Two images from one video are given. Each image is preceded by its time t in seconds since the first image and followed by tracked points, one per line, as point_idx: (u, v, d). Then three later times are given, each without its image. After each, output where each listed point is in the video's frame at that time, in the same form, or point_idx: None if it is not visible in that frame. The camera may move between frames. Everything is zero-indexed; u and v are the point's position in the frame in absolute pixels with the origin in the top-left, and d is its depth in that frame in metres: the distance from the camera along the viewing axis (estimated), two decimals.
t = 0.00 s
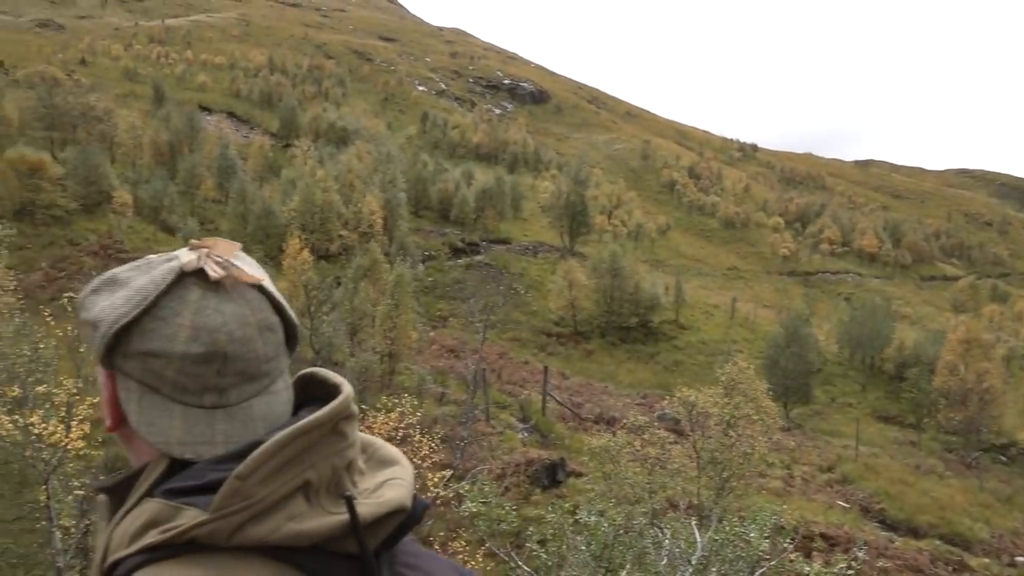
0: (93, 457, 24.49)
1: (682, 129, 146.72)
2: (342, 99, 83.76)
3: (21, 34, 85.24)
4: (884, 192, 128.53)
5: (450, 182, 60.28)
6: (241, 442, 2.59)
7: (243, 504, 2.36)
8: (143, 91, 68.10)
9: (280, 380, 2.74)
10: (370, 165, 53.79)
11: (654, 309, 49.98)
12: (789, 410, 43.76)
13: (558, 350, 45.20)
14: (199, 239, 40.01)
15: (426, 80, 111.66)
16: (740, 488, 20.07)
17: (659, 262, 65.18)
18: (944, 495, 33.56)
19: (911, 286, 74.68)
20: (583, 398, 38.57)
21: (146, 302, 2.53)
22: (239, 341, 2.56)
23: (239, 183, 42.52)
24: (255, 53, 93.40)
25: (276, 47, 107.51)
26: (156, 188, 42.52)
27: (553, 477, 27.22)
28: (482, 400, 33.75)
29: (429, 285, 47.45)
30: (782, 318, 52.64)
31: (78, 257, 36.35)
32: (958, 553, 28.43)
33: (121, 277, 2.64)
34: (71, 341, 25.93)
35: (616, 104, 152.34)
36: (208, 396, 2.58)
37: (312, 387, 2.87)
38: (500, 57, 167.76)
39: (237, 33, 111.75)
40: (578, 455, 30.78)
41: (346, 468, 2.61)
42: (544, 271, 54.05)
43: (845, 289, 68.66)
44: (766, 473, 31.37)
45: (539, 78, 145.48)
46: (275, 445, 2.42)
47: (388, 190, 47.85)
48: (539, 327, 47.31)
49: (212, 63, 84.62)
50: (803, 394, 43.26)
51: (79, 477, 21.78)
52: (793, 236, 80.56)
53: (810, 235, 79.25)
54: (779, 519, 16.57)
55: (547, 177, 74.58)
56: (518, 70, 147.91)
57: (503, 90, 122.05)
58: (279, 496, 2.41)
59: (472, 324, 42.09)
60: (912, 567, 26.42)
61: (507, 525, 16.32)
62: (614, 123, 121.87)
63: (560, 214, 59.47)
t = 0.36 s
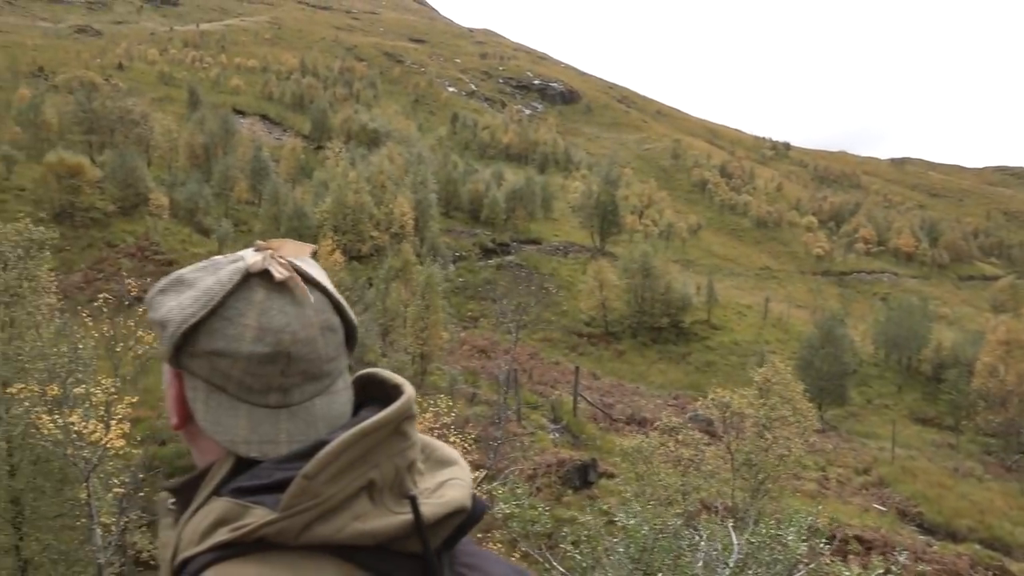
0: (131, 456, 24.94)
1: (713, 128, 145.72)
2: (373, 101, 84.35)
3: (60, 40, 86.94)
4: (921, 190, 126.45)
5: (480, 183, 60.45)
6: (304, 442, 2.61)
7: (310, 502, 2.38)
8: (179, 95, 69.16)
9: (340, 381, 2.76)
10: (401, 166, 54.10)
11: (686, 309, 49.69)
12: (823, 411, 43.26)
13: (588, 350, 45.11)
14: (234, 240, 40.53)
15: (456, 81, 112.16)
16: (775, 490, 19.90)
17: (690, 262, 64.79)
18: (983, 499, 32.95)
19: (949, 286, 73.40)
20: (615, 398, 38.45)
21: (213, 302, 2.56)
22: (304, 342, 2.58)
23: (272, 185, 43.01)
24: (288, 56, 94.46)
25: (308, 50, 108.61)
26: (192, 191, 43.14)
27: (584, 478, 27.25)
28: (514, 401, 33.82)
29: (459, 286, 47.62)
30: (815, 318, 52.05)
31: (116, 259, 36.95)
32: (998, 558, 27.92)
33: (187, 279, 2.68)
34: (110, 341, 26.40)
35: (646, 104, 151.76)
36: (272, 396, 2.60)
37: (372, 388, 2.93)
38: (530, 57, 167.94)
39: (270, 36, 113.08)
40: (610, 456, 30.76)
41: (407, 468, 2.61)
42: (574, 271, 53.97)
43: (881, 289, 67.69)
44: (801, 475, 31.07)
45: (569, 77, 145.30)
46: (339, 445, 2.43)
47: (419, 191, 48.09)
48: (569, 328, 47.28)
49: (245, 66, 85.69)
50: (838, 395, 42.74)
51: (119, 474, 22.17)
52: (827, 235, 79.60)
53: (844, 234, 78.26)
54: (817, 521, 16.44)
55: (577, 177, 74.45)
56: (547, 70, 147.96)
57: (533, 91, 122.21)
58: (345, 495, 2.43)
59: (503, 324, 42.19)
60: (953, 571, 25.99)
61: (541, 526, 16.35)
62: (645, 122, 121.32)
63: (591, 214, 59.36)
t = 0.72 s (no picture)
0: (169, 456, 25.37)
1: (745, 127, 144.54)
2: (404, 103, 84.83)
3: (98, 47, 88.63)
4: (958, 188, 124.26)
5: (510, 184, 60.51)
6: (369, 443, 2.62)
7: (376, 505, 2.40)
8: (213, 100, 70.10)
9: (401, 383, 2.76)
10: (432, 168, 54.33)
11: (718, 310, 49.30)
12: (859, 413, 42.69)
13: (619, 352, 44.97)
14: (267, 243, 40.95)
15: (486, 83, 112.54)
16: (811, 494, 19.70)
17: (722, 262, 64.31)
18: None
19: (987, 287, 72.03)
20: (645, 400, 38.25)
21: (278, 306, 2.60)
22: (367, 347, 2.61)
23: (304, 188, 43.40)
24: (319, 60, 95.36)
25: (339, 53, 109.47)
26: (225, 195, 43.66)
27: (616, 480, 27.17)
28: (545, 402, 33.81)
29: (490, 287, 47.73)
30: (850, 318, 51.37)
31: (152, 262, 37.56)
32: None
33: (252, 282, 2.72)
34: (147, 343, 26.87)
35: (676, 104, 150.95)
36: (334, 399, 2.63)
37: (430, 391, 2.95)
38: (559, 58, 167.83)
39: (302, 40, 114.24)
40: (642, 458, 30.66)
41: (468, 472, 2.62)
42: (605, 273, 53.80)
43: (918, 289, 66.63)
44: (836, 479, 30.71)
45: (598, 78, 144.93)
46: (402, 450, 2.44)
47: (449, 193, 48.23)
48: (600, 329, 47.17)
49: (278, 71, 86.65)
50: (874, 397, 42.14)
51: (157, 474, 22.64)
52: (862, 235, 78.54)
53: (879, 234, 77.14)
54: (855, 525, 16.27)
55: (607, 178, 74.24)
56: (576, 71, 147.83)
57: (563, 92, 122.16)
58: (409, 497, 2.45)
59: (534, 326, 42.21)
60: None
61: (576, 529, 16.49)
62: (675, 122, 120.64)
63: (621, 215, 59.15)
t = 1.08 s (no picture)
0: (204, 455, 25.70)
1: (775, 125, 143.20)
2: (432, 105, 85.19)
3: (132, 52, 90.09)
4: (996, 185, 121.99)
5: (539, 184, 60.55)
6: (427, 444, 2.66)
7: (436, 505, 2.42)
8: (245, 103, 70.98)
9: (457, 385, 2.80)
10: (461, 169, 54.52)
11: (749, 310, 48.90)
12: (894, 413, 42.11)
13: (650, 351, 44.77)
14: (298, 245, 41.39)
15: (514, 83, 112.67)
16: (845, 495, 19.49)
17: (753, 262, 63.79)
18: None
19: None
20: (677, 400, 38.06)
21: (339, 306, 2.64)
22: (425, 347, 2.64)
23: (335, 190, 43.79)
24: (349, 63, 96.15)
25: (368, 56, 110.34)
26: (258, 197, 44.18)
27: (647, 480, 27.21)
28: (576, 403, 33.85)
29: (519, 287, 47.83)
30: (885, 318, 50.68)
31: (187, 264, 38.11)
32: None
33: (313, 285, 2.78)
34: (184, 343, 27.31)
35: (706, 102, 150.01)
36: (395, 399, 2.67)
37: (486, 392, 2.99)
38: (588, 57, 167.63)
39: (332, 43, 115.20)
40: (674, 459, 30.61)
41: (526, 474, 2.63)
42: (634, 272, 53.62)
43: (955, 287, 65.54)
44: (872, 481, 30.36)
45: (626, 76, 144.37)
46: (462, 450, 2.46)
47: (478, 194, 48.38)
48: (630, 329, 47.01)
49: (308, 74, 87.52)
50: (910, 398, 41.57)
51: (193, 473, 23.12)
52: (896, 233, 77.44)
53: (914, 232, 76.03)
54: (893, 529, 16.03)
55: (636, 177, 73.98)
56: (605, 70, 147.48)
57: (591, 91, 121.92)
58: (469, 498, 2.47)
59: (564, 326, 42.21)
60: None
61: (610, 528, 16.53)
62: (705, 120, 119.88)
63: (651, 214, 58.91)
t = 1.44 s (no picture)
0: (235, 453, 26.01)
1: (804, 122, 141.79)
2: (459, 105, 85.38)
3: (162, 56, 91.24)
4: None
5: (565, 183, 60.46)
6: (473, 439, 2.67)
7: (487, 500, 2.41)
8: (272, 105, 71.67)
9: (503, 381, 2.82)
10: (487, 168, 54.56)
11: (778, 309, 48.47)
12: (927, 414, 41.51)
13: (677, 351, 44.57)
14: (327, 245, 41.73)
15: (539, 83, 112.63)
16: (877, 496, 19.21)
17: (782, 260, 63.21)
18: None
19: None
20: (705, 400, 37.83)
21: (385, 302, 2.67)
22: (472, 342, 2.66)
23: (362, 191, 44.09)
24: (375, 64, 96.71)
25: (394, 56, 110.85)
26: (285, 198, 44.58)
27: (675, 481, 27.37)
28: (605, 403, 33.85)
29: (546, 287, 47.88)
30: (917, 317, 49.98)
31: (217, 264, 38.57)
32: None
33: (360, 280, 2.82)
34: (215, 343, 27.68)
35: (732, 99, 148.95)
36: (440, 394, 2.68)
37: (531, 388, 3.04)
38: (614, 56, 167.15)
39: (358, 44, 115.95)
40: (704, 459, 30.57)
41: (573, 469, 2.63)
42: (661, 271, 53.38)
43: (989, 285, 64.42)
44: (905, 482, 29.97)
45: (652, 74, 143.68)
46: (511, 445, 2.46)
47: (504, 194, 48.46)
48: (657, 328, 46.83)
49: (335, 75, 88.17)
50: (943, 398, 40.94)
51: (224, 472, 23.52)
52: (928, 230, 76.30)
53: (946, 230, 74.87)
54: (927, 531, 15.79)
55: (663, 175, 73.60)
56: (630, 68, 146.97)
57: (617, 90, 121.58)
58: (519, 493, 2.46)
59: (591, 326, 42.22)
60: None
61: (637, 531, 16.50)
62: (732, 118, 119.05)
63: (678, 213, 58.59)
